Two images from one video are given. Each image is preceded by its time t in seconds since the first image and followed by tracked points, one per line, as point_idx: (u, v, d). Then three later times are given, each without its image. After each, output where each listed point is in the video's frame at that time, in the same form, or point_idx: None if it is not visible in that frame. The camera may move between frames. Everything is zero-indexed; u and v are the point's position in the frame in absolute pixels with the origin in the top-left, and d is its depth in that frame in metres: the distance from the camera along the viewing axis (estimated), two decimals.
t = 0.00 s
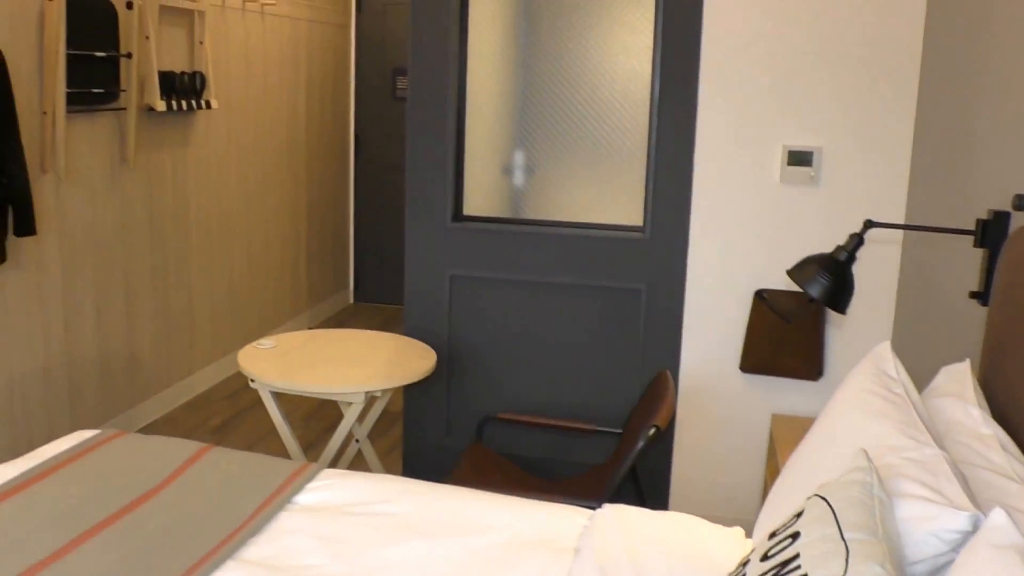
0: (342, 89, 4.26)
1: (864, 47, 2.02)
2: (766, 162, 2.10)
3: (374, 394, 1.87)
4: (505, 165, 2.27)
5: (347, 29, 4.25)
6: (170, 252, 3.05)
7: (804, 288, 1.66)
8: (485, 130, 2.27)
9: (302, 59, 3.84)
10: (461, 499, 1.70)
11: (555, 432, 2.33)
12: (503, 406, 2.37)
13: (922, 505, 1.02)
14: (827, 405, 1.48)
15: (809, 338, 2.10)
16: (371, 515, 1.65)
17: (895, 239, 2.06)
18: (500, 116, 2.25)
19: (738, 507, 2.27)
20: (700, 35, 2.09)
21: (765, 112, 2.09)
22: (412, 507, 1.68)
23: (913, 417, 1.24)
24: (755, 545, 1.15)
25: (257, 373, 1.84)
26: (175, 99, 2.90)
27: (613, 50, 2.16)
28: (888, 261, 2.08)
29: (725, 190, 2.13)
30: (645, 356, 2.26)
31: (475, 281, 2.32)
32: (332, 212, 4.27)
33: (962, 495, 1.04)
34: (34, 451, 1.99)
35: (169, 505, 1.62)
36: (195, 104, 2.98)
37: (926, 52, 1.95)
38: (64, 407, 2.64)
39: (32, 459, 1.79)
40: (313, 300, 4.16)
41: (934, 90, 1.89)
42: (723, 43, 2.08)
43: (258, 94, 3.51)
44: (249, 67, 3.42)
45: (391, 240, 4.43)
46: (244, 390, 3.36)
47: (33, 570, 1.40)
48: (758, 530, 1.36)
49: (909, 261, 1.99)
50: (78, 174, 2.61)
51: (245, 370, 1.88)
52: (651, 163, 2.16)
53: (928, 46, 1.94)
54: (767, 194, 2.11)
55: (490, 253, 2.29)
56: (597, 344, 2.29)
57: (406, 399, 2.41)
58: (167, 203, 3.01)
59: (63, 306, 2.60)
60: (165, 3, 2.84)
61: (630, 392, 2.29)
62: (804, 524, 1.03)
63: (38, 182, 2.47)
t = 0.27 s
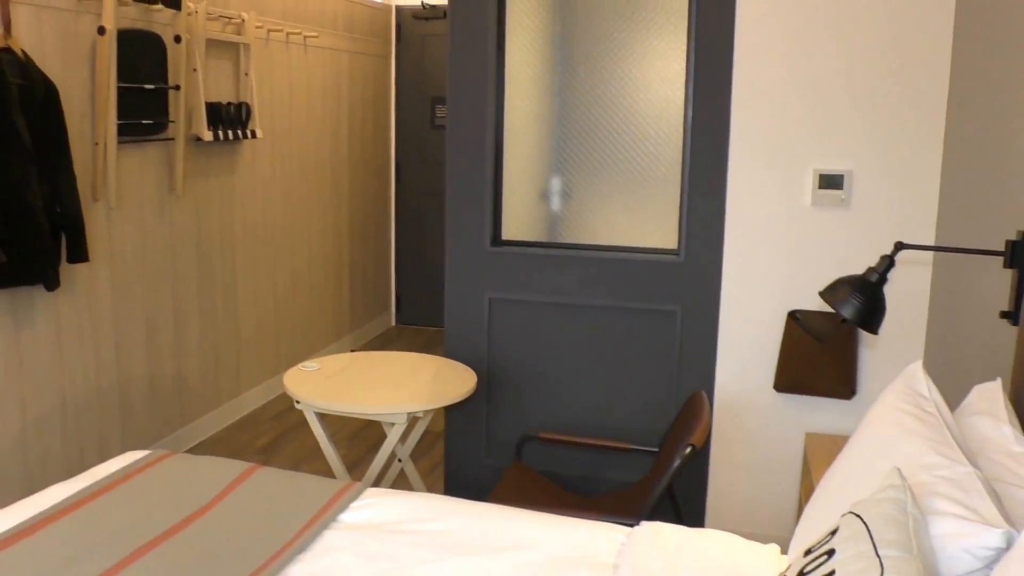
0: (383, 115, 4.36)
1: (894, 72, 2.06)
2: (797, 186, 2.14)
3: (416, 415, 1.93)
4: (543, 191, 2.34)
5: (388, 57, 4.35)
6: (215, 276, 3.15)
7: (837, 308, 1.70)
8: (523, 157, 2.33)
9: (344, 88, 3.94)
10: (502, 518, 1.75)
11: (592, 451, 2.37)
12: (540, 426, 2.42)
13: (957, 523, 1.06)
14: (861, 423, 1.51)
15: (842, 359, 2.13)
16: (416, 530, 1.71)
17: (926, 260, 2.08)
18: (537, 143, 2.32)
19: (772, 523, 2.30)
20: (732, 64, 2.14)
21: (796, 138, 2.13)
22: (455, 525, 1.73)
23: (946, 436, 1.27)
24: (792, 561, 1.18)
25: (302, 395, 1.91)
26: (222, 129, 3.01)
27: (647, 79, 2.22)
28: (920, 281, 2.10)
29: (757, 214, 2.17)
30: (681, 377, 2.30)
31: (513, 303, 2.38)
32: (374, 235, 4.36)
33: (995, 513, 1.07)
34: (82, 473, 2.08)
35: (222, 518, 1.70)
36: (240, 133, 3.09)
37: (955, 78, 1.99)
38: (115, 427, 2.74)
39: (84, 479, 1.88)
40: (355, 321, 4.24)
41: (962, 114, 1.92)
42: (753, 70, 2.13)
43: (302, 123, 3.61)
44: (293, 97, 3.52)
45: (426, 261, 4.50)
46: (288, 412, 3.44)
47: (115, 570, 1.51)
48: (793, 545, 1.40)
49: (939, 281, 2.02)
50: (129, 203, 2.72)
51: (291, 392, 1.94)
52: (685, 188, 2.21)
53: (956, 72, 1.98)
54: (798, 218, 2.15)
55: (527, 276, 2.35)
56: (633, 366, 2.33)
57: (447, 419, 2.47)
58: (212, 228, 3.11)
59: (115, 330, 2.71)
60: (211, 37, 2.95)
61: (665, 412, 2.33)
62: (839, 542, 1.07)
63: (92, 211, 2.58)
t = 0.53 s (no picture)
0: (423, 133, 4.44)
1: (927, 86, 2.08)
2: (831, 199, 2.17)
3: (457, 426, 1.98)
4: (581, 206, 2.39)
5: (428, 76, 4.44)
6: (260, 290, 3.24)
7: (873, 320, 1.73)
8: (562, 174, 2.39)
9: (385, 106, 4.03)
10: (543, 525, 1.79)
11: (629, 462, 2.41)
12: (579, 437, 2.46)
13: (996, 532, 1.08)
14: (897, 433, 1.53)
15: (877, 370, 2.15)
16: (461, 534, 1.76)
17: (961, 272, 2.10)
18: (575, 160, 2.38)
19: (809, 533, 2.31)
20: (766, 81, 2.18)
21: (830, 153, 2.16)
22: (498, 532, 1.76)
23: (983, 446, 1.29)
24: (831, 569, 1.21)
25: (348, 407, 1.97)
26: (267, 147, 3.10)
27: (682, 96, 2.27)
28: (955, 293, 2.12)
29: (792, 228, 2.20)
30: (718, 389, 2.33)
31: (551, 317, 2.43)
32: (414, 249, 4.44)
33: None
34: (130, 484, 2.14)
35: (271, 521, 1.76)
36: (285, 152, 3.18)
37: (988, 92, 2.01)
38: (164, 437, 2.83)
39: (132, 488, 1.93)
40: (397, 334, 4.32)
41: (995, 128, 1.94)
42: (786, 86, 2.17)
43: (344, 141, 3.70)
44: (335, 116, 3.61)
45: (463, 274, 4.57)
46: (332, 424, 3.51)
47: (175, 570, 1.54)
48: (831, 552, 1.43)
49: (975, 293, 2.03)
50: (177, 220, 2.82)
51: (336, 404, 2.00)
52: (720, 202, 2.25)
53: (989, 86, 2.00)
54: (833, 231, 2.18)
55: (566, 290, 2.40)
56: (671, 378, 2.37)
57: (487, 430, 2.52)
58: (257, 244, 3.20)
59: (164, 344, 2.80)
60: (256, 59, 3.05)
61: (702, 423, 2.36)
62: (878, 550, 1.10)
63: (141, 229, 2.67)
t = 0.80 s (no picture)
0: (462, 141, 4.50)
1: (968, 94, 2.08)
2: (870, 207, 2.18)
3: (500, 431, 2.01)
4: (620, 214, 2.43)
5: (467, 87, 4.50)
6: (304, 297, 3.31)
7: (914, 326, 1.74)
8: (601, 183, 2.43)
9: (426, 116, 4.10)
10: (585, 528, 1.82)
11: (669, 467, 2.43)
12: (618, 442, 2.49)
13: None
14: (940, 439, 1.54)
15: (917, 377, 2.15)
16: (504, 536, 1.79)
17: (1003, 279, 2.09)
18: (614, 169, 2.41)
19: (848, 539, 2.32)
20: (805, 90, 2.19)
21: (869, 160, 2.17)
22: (541, 534, 1.80)
23: None
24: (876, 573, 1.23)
25: (393, 411, 2.01)
26: (310, 158, 3.17)
27: (722, 104, 2.30)
28: (996, 300, 2.11)
29: (832, 235, 2.21)
30: (758, 395, 2.34)
31: (591, 323, 2.46)
32: (454, 256, 4.49)
33: None
34: (181, 486, 2.20)
35: (317, 520, 1.81)
36: (328, 161, 3.25)
37: None
38: (210, 439, 2.91)
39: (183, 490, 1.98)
40: (438, 340, 4.37)
41: None
42: (825, 94, 2.18)
43: (385, 150, 3.76)
44: (376, 126, 3.68)
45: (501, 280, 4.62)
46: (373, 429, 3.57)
47: (225, 570, 1.58)
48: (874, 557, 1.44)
49: (1016, 299, 2.03)
50: (223, 228, 2.89)
51: (381, 409, 2.05)
52: (759, 210, 2.26)
53: None
54: (873, 238, 2.19)
55: (606, 297, 2.43)
56: (710, 384, 2.38)
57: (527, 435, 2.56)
58: (301, 251, 3.27)
59: (210, 349, 2.87)
60: (299, 71, 3.12)
61: (742, 429, 2.37)
62: (922, 555, 1.11)
63: (189, 237, 2.75)
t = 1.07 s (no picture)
0: (503, 143, 4.53)
1: (1017, 94, 2.05)
2: (915, 208, 2.16)
3: (542, 431, 2.03)
4: (662, 216, 2.44)
5: (507, 89, 4.52)
6: (347, 297, 3.36)
7: (960, 328, 1.72)
8: (643, 184, 2.44)
9: (467, 119, 4.13)
10: (626, 528, 1.82)
11: (710, 468, 2.42)
12: (660, 443, 2.49)
13: None
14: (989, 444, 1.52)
15: (963, 380, 2.11)
16: (547, 536, 1.81)
17: None
18: (656, 170, 2.42)
19: (892, 543, 2.30)
20: (848, 90, 2.18)
21: (915, 161, 2.15)
22: (583, 534, 1.81)
23: None
24: None
25: (436, 411, 2.04)
26: (353, 160, 3.21)
27: (764, 105, 2.29)
28: None
29: (876, 237, 2.19)
30: (801, 397, 2.33)
31: (633, 325, 2.47)
32: (495, 258, 4.52)
33: None
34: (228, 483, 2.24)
35: (362, 517, 1.85)
36: (371, 164, 3.29)
37: None
38: (256, 436, 2.96)
39: (230, 488, 2.02)
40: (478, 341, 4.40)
41: None
42: (869, 95, 2.16)
43: (427, 153, 3.80)
44: (418, 129, 3.71)
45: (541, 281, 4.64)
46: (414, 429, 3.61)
47: (266, 570, 1.60)
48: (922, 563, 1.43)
49: None
50: (268, 230, 2.94)
51: (425, 408, 2.07)
52: (802, 211, 2.26)
53: None
54: (918, 240, 2.16)
55: (648, 299, 2.43)
56: (753, 386, 2.38)
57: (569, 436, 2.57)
58: (344, 252, 3.32)
59: (255, 349, 2.93)
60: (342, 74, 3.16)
61: (784, 432, 2.36)
62: (974, 559, 1.11)
63: (235, 238, 2.81)
